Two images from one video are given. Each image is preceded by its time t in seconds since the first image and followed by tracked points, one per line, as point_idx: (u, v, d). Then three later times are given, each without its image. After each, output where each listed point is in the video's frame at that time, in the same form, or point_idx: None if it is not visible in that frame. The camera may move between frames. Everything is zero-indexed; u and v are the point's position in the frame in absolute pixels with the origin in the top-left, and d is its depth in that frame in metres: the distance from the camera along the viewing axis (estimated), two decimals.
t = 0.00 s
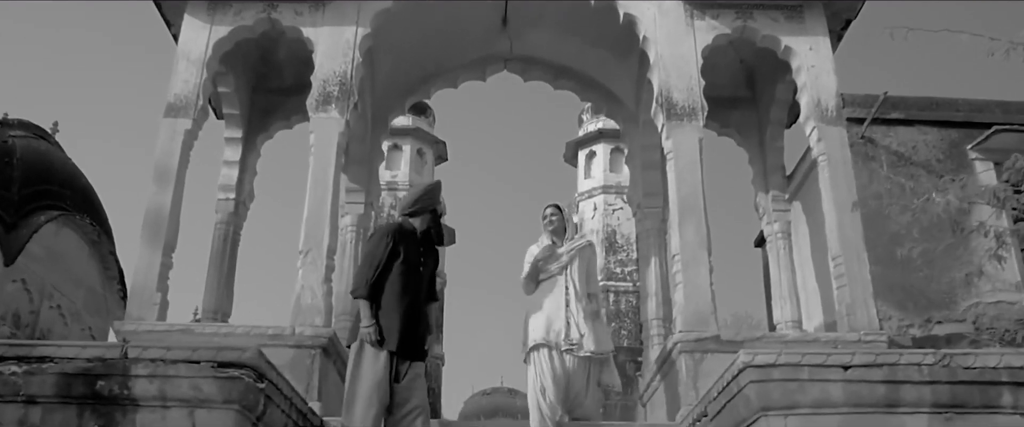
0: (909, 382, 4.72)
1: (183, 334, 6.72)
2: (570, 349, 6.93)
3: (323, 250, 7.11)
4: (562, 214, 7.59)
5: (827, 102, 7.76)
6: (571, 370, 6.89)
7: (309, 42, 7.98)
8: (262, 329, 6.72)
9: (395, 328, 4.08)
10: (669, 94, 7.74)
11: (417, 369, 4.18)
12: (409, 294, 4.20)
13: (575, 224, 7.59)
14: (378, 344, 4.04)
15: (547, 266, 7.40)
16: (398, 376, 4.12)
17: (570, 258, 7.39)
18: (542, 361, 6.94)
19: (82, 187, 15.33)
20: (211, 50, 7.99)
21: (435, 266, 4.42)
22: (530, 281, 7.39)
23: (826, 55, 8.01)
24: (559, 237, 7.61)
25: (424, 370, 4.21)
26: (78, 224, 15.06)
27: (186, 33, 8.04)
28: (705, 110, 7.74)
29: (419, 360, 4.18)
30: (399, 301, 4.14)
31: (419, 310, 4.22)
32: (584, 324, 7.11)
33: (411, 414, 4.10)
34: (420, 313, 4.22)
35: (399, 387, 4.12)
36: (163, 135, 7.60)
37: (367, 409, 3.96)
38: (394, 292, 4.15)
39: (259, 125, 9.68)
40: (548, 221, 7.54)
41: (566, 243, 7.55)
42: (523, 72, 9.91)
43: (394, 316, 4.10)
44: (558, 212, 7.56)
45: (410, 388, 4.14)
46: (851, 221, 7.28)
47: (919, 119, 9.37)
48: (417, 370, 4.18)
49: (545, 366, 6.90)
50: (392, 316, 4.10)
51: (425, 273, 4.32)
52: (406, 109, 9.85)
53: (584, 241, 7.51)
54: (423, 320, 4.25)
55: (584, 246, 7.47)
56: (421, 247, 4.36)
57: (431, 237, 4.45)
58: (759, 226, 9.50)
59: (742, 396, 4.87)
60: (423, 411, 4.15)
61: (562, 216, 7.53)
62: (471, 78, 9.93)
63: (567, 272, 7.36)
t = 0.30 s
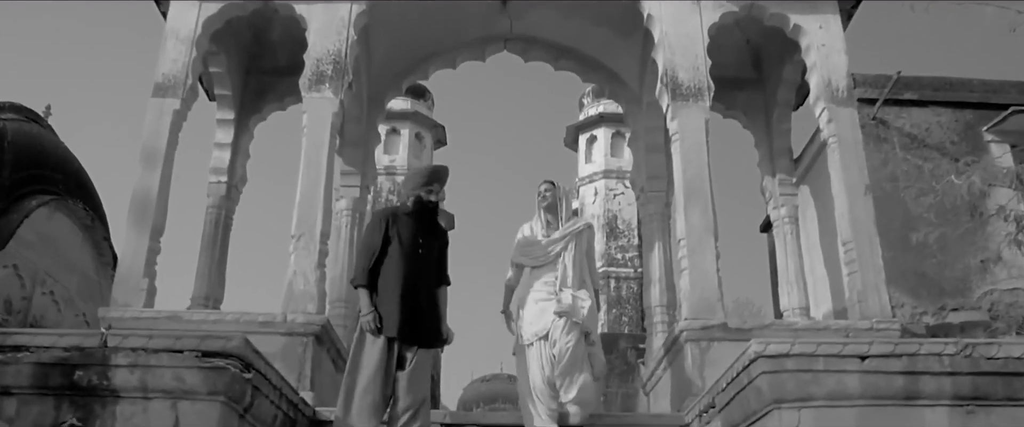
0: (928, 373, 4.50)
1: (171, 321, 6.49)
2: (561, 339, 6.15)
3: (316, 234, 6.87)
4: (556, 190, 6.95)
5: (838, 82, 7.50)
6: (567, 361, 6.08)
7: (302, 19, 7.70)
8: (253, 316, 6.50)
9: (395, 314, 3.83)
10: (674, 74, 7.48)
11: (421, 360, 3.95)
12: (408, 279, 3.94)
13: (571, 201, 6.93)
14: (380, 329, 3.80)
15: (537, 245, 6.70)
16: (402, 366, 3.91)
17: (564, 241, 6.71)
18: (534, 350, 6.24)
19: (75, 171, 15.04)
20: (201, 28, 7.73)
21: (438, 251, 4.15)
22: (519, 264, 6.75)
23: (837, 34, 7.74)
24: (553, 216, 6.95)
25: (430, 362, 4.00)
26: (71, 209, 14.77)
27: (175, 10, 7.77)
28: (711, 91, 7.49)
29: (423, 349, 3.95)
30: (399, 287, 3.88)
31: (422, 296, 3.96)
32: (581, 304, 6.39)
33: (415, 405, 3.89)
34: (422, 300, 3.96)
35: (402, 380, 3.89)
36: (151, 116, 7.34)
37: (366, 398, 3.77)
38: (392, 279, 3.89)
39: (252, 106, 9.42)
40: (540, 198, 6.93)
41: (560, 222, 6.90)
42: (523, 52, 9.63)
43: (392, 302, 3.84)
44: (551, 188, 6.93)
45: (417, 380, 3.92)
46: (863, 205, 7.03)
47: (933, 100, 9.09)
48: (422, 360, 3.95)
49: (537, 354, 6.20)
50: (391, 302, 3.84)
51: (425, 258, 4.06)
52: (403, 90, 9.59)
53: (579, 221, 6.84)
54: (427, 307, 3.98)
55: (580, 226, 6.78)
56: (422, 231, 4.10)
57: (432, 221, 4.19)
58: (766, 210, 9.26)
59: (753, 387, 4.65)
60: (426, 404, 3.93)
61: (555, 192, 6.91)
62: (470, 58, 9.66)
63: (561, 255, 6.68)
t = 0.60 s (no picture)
0: (951, 366, 4.25)
1: (155, 309, 6.23)
2: (571, 352, 5.41)
3: (307, 218, 6.61)
4: (554, 193, 6.01)
5: (850, 62, 7.21)
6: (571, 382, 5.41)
7: None
8: (241, 304, 6.24)
9: (381, 305, 3.70)
10: (680, 53, 7.21)
11: (420, 349, 3.74)
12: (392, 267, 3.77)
13: (573, 206, 6.04)
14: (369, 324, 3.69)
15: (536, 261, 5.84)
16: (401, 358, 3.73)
17: (566, 258, 5.85)
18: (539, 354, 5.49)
19: (67, 154, 14.69)
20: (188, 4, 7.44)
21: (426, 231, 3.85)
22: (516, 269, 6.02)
23: (848, 11, 7.44)
24: (552, 223, 6.04)
25: (432, 350, 3.78)
26: (62, 193, 14.43)
27: None
28: (718, 70, 7.21)
29: (423, 337, 3.73)
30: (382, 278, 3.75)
31: (409, 281, 3.73)
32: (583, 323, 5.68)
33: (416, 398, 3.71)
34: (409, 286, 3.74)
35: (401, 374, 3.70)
36: (135, 95, 7.06)
37: (364, 396, 3.68)
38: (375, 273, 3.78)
39: (243, 87, 9.12)
40: (538, 202, 6.02)
41: (561, 230, 6.00)
42: (523, 31, 9.27)
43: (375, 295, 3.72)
44: (549, 192, 5.98)
45: (417, 371, 3.72)
46: (876, 189, 6.77)
47: (948, 80, 8.79)
48: (421, 349, 3.74)
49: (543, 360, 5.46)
50: (374, 295, 3.72)
51: (412, 242, 3.82)
52: (398, 71, 9.25)
53: (582, 229, 5.99)
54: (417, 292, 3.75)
55: (583, 238, 5.93)
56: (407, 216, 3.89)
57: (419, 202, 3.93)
58: (772, 194, 9.00)
59: (766, 381, 4.39)
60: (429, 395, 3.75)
61: (554, 197, 5.99)
62: (467, 37, 9.34)
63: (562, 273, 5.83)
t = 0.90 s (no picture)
0: (973, 362, 4.02)
1: (139, 300, 6.00)
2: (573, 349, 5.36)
3: (297, 205, 6.38)
4: (552, 232, 5.76)
5: (859, 44, 6.96)
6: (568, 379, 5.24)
7: None
8: (228, 295, 6.00)
9: (365, 298, 3.59)
10: (684, 34, 6.97)
11: (411, 339, 3.59)
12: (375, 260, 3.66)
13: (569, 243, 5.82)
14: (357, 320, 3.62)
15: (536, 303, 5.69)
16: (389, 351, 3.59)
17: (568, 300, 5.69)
18: (536, 350, 5.34)
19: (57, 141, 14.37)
20: None
21: (407, 215, 3.69)
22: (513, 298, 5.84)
23: None
24: (550, 264, 5.85)
25: (425, 340, 3.61)
26: (51, 180, 14.12)
27: None
28: (723, 53, 6.97)
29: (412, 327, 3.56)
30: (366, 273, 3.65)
31: (391, 271, 3.60)
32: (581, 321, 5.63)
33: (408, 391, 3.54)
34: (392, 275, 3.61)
35: (390, 366, 3.56)
36: (120, 78, 6.81)
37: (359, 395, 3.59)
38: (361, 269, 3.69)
39: (233, 71, 8.85)
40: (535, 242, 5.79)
41: (559, 271, 5.81)
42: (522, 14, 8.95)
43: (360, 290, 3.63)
44: (547, 231, 5.74)
45: (408, 364, 3.56)
46: (887, 175, 6.53)
47: (960, 64, 8.49)
48: (411, 339, 3.58)
49: (541, 353, 5.31)
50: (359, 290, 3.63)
51: (394, 229, 3.68)
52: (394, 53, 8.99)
53: (582, 269, 5.81)
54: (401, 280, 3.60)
55: (583, 279, 5.75)
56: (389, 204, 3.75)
57: (397, 187, 3.78)
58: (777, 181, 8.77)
59: (777, 377, 4.17)
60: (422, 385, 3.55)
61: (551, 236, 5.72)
62: (464, 21, 9.00)
63: (563, 314, 5.66)
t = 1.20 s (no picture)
0: (1000, 359, 3.78)
1: (121, 291, 5.75)
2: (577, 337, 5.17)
3: (285, 192, 6.13)
4: (553, 253, 5.80)
5: (871, 26, 6.70)
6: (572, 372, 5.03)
7: None
8: (213, 285, 5.76)
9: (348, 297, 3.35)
10: (689, 15, 6.70)
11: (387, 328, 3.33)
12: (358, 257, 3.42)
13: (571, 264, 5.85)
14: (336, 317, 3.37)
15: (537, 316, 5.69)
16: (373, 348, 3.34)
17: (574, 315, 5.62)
18: (539, 336, 5.11)
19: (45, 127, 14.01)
20: None
21: (384, 205, 3.44)
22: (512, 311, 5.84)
23: None
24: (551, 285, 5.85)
25: (403, 326, 3.33)
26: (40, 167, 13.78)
27: None
28: (730, 35, 6.71)
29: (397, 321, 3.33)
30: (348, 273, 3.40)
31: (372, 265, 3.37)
32: (586, 318, 5.51)
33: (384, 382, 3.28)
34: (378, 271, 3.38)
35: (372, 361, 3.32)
36: (101, 59, 6.54)
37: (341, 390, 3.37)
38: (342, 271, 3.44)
39: (222, 54, 8.57)
40: (535, 264, 5.81)
41: (559, 289, 5.80)
42: None
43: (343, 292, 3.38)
44: (547, 252, 5.77)
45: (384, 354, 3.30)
46: (900, 162, 6.27)
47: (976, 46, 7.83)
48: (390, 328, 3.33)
49: (542, 341, 5.09)
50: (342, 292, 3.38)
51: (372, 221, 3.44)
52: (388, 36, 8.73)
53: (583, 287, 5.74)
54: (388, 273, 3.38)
55: (584, 294, 5.66)
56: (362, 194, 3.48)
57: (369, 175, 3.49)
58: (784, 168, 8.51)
59: (790, 374, 3.93)
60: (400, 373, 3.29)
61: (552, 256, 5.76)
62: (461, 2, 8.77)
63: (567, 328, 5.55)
